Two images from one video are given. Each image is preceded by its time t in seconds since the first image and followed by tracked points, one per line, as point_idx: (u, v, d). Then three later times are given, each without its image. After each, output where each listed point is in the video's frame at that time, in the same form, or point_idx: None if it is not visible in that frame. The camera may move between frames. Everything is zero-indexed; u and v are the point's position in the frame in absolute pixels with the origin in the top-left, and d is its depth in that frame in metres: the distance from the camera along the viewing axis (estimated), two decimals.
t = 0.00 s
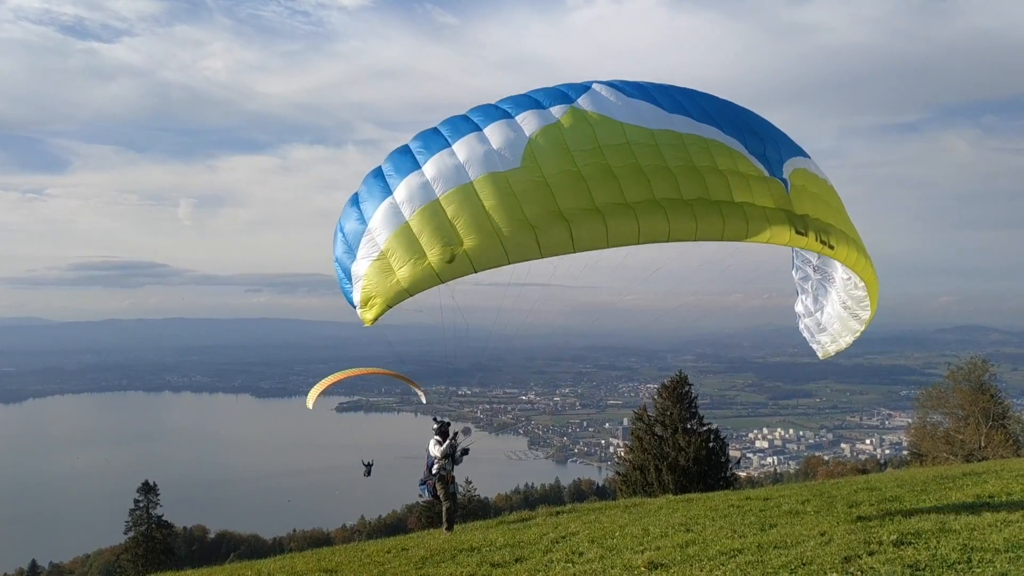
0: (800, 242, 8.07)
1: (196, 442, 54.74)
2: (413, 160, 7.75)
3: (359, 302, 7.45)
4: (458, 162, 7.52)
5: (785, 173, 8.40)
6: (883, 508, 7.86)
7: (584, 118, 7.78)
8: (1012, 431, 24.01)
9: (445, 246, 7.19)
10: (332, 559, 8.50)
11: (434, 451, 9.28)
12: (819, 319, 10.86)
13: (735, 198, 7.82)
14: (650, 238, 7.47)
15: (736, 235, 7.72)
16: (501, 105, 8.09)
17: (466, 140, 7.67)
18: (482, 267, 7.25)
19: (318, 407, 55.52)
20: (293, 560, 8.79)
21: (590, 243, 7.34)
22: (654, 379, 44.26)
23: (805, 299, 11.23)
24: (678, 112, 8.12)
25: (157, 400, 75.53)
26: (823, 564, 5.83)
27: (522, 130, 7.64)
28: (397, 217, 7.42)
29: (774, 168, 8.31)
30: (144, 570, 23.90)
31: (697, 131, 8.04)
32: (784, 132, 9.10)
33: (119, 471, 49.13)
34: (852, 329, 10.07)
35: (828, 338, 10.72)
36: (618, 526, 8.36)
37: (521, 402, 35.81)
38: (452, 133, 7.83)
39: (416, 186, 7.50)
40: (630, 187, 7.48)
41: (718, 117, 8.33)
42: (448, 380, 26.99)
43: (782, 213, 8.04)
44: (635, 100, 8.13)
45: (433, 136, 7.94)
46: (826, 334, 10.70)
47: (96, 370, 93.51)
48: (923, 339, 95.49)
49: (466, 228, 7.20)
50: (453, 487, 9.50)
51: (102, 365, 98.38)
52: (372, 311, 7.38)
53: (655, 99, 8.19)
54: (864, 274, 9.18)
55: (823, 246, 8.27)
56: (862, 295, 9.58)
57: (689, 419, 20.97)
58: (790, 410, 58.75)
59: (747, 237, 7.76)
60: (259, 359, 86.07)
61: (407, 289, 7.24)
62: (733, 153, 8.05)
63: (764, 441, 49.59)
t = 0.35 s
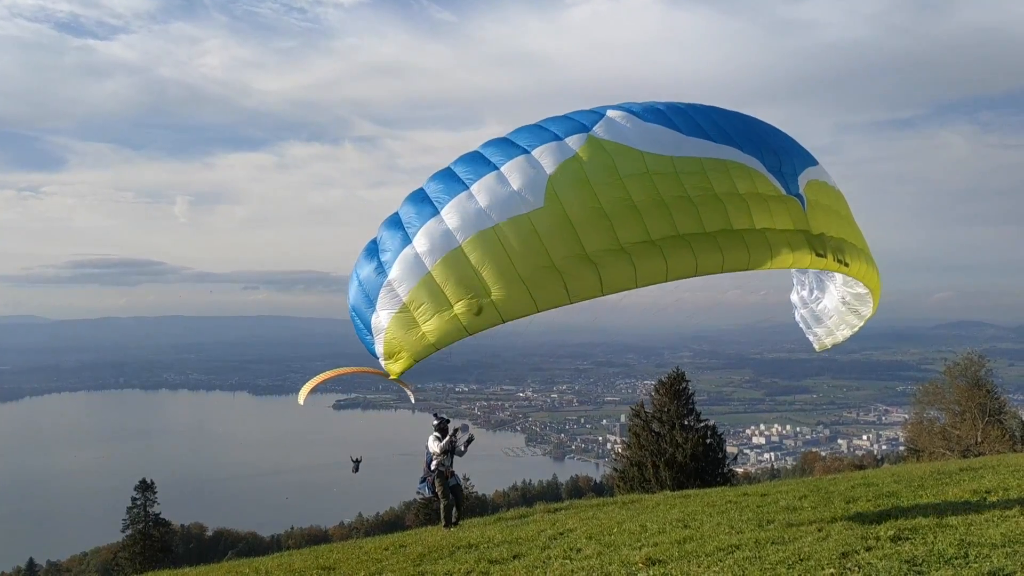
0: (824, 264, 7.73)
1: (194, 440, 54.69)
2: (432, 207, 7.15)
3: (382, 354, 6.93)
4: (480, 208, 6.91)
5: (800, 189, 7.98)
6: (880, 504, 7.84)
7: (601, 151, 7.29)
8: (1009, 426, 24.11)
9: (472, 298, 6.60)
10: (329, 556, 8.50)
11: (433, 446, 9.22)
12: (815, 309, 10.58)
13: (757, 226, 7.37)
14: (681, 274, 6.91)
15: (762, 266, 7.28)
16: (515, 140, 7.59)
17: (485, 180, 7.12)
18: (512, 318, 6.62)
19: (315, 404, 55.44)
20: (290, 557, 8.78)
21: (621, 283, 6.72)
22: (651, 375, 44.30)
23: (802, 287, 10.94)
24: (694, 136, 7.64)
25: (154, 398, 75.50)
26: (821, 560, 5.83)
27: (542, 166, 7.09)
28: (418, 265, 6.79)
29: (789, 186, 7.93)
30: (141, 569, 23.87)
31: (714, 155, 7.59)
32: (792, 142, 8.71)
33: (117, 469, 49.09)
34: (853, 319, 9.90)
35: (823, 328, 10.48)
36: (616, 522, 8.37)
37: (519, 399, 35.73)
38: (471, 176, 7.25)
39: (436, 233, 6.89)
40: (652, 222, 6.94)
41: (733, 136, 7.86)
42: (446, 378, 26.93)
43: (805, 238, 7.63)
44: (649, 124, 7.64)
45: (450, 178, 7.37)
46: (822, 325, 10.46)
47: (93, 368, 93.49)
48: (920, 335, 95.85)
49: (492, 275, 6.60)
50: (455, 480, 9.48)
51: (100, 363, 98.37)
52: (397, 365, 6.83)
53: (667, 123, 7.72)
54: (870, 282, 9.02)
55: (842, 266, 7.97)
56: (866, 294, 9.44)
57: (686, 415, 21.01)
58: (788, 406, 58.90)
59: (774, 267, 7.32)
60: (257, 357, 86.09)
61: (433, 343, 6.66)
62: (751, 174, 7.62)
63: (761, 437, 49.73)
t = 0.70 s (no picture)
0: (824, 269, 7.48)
1: (193, 437, 54.67)
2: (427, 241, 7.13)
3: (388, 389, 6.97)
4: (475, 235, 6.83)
5: (795, 189, 7.72)
6: (879, 500, 7.84)
7: (593, 164, 7.07)
8: (1006, 421, 24.15)
9: (470, 326, 6.54)
10: (328, 552, 8.50)
11: (439, 443, 9.31)
12: (821, 303, 10.44)
13: (757, 233, 7.09)
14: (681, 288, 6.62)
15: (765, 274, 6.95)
16: (506, 165, 7.45)
17: (478, 211, 7.00)
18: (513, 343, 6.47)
19: (314, 401, 55.42)
20: (290, 553, 8.81)
21: (619, 300, 6.49)
22: (650, 371, 44.26)
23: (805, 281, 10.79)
24: (688, 141, 7.40)
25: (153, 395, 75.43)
26: (820, 555, 5.84)
27: (535, 191, 6.94)
28: (415, 300, 6.79)
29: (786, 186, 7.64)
30: (140, 566, 23.89)
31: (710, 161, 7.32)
32: (788, 142, 8.45)
33: (115, 467, 49.08)
34: (860, 311, 9.76)
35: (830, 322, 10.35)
36: (615, 518, 8.37)
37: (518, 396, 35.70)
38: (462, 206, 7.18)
39: (431, 266, 6.86)
40: (649, 234, 6.70)
41: (729, 140, 7.60)
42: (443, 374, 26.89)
43: (804, 244, 7.36)
44: (639, 132, 7.42)
45: (444, 209, 7.29)
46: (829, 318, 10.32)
47: (92, 365, 93.39)
48: (918, 330, 95.95)
49: (489, 303, 6.52)
50: (461, 477, 9.47)
51: (98, 360, 98.23)
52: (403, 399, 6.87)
53: (659, 129, 7.48)
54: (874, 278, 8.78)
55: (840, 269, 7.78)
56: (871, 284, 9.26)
57: (685, 411, 20.98)
58: (786, 402, 58.96)
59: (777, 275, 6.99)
60: (256, 354, 86.02)
61: (436, 375, 6.66)
62: (749, 177, 7.35)
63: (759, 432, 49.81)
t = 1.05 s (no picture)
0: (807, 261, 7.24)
1: (192, 436, 54.67)
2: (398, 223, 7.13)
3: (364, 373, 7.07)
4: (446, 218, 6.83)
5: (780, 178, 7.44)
6: (878, 499, 7.82)
7: (567, 152, 6.97)
8: (1006, 420, 24.16)
9: (441, 312, 6.65)
10: (328, 551, 8.49)
11: (448, 442, 9.33)
12: (836, 298, 10.21)
13: (733, 226, 6.95)
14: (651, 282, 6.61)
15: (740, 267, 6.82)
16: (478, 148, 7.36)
17: (447, 195, 6.96)
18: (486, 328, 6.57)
19: (313, 400, 55.38)
20: (290, 553, 8.83)
21: (587, 293, 6.54)
22: (649, 370, 44.21)
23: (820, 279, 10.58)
24: (669, 128, 7.21)
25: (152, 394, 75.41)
26: (820, 553, 5.84)
27: (506, 176, 6.89)
28: (387, 287, 6.87)
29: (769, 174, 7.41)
30: (140, 565, 23.89)
31: (691, 150, 7.14)
32: (785, 127, 8.12)
33: (115, 466, 49.07)
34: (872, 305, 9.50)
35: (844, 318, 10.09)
36: (615, 516, 8.36)
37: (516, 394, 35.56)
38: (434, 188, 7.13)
39: (400, 250, 6.90)
40: (621, 227, 6.68)
41: (713, 127, 7.38)
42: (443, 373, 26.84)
43: (787, 236, 7.15)
44: (620, 119, 7.22)
45: (415, 193, 7.28)
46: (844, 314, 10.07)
47: (91, 364, 93.38)
48: (918, 328, 95.99)
49: (461, 294, 6.62)
50: (471, 477, 9.48)
51: (98, 359, 98.23)
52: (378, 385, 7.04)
53: (641, 115, 7.30)
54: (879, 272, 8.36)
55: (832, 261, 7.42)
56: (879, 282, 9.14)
57: (684, 410, 20.98)
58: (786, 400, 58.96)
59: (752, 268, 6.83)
60: (256, 352, 86.01)
61: (410, 363, 6.81)
62: (728, 167, 7.16)
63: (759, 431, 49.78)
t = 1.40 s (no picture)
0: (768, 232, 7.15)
1: (192, 436, 54.63)
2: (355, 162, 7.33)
3: (311, 302, 7.31)
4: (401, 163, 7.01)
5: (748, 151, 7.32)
6: (878, 500, 7.82)
7: (523, 114, 7.05)
8: (1006, 419, 24.15)
9: (380, 249, 6.83)
10: (328, 551, 8.48)
11: (447, 442, 9.33)
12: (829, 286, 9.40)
13: (685, 193, 6.97)
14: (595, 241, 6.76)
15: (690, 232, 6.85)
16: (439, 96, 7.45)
17: (405, 141, 7.13)
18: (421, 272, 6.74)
19: (312, 400, 55.33)
20: (289, 553, 8.81)
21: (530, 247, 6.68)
22: (649, 370, 44.19)
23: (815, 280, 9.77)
24: (630, 98, 7.26)
25: (152, 394, 75.36)
26: (819, 553, 5.85)
27: (463, 129, 7.02)
28: (339, 223, 7.08)
29: (736, 142, 7.33)
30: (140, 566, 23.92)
31: (651, 118, 7.15)
32: (759, 101, 8.02)
33: (115, 466, 49.06)
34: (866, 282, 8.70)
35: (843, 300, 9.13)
36: (615, 517, 8.34)
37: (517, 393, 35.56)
38: (393, 133, 7.29)
39: (356, 189, 7.10)
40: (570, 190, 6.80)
41: (676, 97, 7.40)
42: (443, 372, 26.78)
43: (744, 204, 7.11)
44: (580, 86, 7.29)
45: (373, 131, 7.44)
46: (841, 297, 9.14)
47: (91, 363, 93.34)
48: (917, 328, 96.10)
49: (405, 234, 6.77)
50: (472, 475, 9.46)
51: (98, 359, 98.17)
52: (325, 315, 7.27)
53: (603, 83, 7.34)
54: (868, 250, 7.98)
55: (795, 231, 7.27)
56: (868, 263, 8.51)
57: (685, 410, 20.95)
58: (786, 400, 58.98)
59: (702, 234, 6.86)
60: (256, 352, 85.99)
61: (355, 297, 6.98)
62: (688, 135, 7.16)
63: (759, 431, 49.75)
